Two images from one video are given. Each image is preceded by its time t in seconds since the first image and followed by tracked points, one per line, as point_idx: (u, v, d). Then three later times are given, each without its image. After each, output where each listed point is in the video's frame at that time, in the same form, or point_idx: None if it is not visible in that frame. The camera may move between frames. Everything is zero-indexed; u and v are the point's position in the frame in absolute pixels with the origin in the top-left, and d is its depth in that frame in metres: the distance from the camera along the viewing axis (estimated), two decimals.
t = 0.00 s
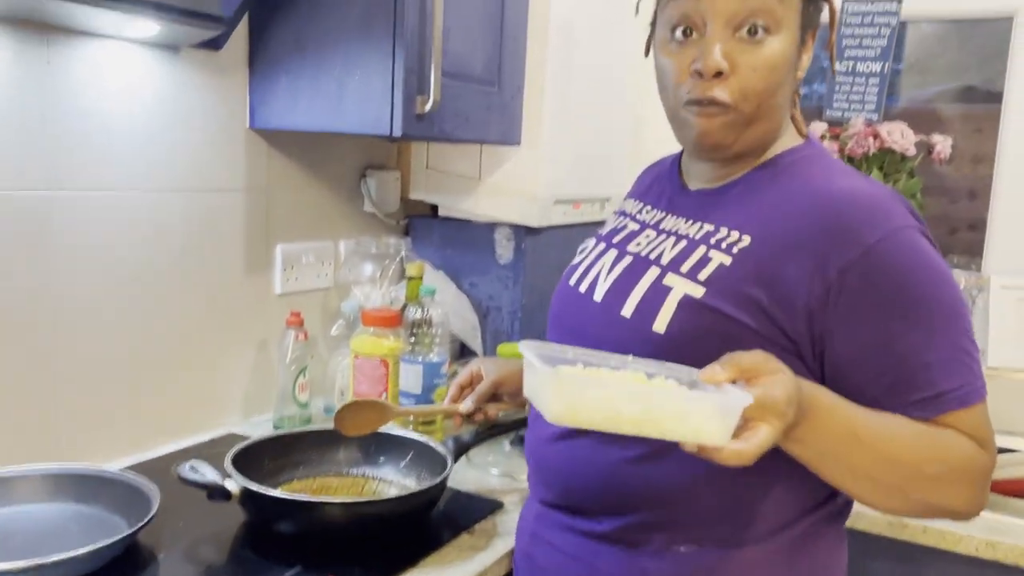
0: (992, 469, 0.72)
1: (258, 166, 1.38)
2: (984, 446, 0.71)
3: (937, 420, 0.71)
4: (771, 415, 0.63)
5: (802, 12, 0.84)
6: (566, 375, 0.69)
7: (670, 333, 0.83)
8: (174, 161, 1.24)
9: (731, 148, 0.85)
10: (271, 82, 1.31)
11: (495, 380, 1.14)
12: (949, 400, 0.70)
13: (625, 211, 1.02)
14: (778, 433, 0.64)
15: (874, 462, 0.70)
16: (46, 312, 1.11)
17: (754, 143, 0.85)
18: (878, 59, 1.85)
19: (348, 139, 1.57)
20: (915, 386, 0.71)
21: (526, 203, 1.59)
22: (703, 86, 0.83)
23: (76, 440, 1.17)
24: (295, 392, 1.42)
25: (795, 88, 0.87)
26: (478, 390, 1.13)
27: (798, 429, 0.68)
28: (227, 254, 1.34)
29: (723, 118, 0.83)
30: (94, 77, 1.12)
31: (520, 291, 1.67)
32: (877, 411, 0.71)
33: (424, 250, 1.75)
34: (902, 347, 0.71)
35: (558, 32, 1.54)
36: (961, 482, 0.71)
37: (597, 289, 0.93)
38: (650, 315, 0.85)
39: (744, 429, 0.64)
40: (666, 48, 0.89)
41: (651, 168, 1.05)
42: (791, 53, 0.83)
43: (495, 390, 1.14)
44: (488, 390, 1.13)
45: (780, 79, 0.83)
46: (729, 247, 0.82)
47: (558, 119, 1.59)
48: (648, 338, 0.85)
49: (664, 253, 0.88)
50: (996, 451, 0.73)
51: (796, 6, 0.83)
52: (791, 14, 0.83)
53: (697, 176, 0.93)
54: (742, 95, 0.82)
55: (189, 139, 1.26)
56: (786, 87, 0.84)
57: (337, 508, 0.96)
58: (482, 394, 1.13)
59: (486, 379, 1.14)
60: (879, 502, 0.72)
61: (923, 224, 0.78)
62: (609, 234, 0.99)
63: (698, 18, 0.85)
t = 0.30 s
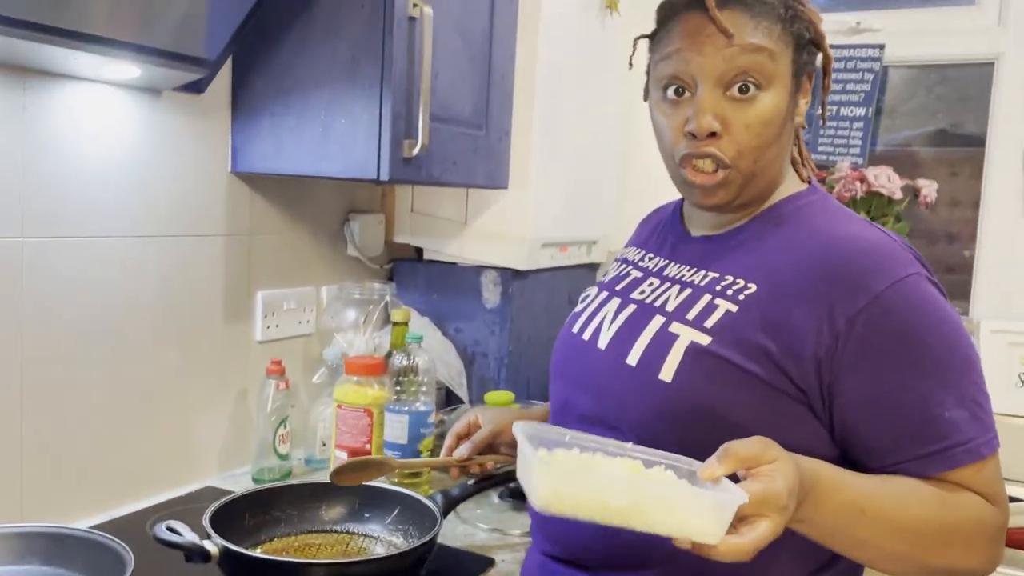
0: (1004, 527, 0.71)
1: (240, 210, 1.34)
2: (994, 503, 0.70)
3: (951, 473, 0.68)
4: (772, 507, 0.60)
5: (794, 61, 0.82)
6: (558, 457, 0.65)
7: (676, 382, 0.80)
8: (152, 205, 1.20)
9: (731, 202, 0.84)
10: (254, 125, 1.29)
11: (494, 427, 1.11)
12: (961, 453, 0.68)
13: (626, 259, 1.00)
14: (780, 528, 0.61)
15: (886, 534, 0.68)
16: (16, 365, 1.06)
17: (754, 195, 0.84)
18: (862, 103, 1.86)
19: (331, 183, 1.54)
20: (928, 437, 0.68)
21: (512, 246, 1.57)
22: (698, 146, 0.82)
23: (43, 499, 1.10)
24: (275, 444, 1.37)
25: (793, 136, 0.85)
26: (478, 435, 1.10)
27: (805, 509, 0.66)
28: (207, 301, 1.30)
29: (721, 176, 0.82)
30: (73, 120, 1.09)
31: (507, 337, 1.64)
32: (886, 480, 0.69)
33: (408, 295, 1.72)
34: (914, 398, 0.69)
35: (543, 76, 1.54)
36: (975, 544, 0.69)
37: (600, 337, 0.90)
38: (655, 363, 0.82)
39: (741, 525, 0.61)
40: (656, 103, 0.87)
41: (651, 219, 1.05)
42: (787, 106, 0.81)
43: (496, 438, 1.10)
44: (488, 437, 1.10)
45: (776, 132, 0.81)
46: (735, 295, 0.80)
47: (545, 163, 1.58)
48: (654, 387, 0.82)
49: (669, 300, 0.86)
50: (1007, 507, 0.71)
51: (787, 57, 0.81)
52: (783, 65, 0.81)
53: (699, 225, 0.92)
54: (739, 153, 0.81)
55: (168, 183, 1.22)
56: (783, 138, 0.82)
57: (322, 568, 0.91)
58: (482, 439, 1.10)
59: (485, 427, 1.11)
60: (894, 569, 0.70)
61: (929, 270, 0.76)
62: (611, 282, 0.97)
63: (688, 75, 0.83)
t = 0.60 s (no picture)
0: (988, 553, 0.71)
1: (225, 228, 1.33)
2: (980, 530, 0.70)
3: (935, 496, 0.68)
4: (740, 544, 0.63)
5: (782, 82, 0.82)
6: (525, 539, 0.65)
7: (671, 406, 0.80)
8: (136, 223, 1.18)
9: (722, 224, 0.84)
10: (241, 144, 1.28)
11: (488, 450, 1.10)
12: (946, 477, 0.68)
13: (621, 283, 1.01)
14: (749, 565, 0.63)
15: (867, 561, 0.69)
16: None
17: (746, 214, 0.84)
18: (847, 124, 1.87)
19: (318, 202, 1.53)
20: (914, 460, 0.68)
21: (500, 265, 1.56)
22: (688, 168, 0.82)
23: (19, 525, 1.07)
24: (260, 466, 1.34)
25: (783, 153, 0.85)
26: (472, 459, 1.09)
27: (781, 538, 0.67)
28: (191, 321, 1.28)
29: (712, 195, 0.82)
30: (55, 137, 1.07)
31: (495, 357, 1.63)
32: (871, 507, 0.69)
33: (395, 315, 1.71)
34: (905, 421, 0.68)
35: (531, 96, 1.54)
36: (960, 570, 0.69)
37: (595, 362, 0.90)
38: (649, 387, 0.82)
39: (710, 563, 0.64)
40: (646, 124, 0.87)
41: (645, 243, 1.06)
42: (775, 124, 0.82)
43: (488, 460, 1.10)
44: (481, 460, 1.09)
45: (765, 152, 0.81)
46: (727, 318, 0.79)
47: (533, 183, 1.58)
48: (649, 411, 0.81)
49: (663, 324, 0.86)
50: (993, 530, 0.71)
51: (773, 77, 0.81)
52: (770, 86, 0.81)
53: (692, 249, 0.92)
54: (730, 172, 0.81)
55: (153, 201, 1.21)
56: (773, 158, 0.82)
57: None
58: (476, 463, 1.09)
59: (478, 450, 1.10)
60: None
61: (915, 289, 0.75)
62: (606, 307, 0.97)
63: (676, 98, 0.83)
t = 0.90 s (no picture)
0: None
1: (214, 238, 1.32)
2: (958, 553, 0.70)
3: (912, 514, 0.69)
4: None
5: (772, 97, 0.83)
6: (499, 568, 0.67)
7: (661, 423, 0.80)
8: (124, 232, 1.18)
9: (709, 232, 0.84)
10: (230, 153, 1.27)
11: (482, 463, 1.11)
12: (923, 496, 0.68)
13: (611, 298, 1.01)
14: None
15: None
16: None
17: (733, 225, 0.84)
18: (832, 136, 1.90)
19: (307, 213, 1.53)
20: (893, 478, 0.69)
21: (489, 276, 1.56)
22: (677, 172, 0.82)
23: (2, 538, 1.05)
24: (247, 478, 1.33)
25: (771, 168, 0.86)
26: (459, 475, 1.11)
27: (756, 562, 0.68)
28: (179, 331, 1.27)
29: (699, 202, 0.83)
30: (42, 145, 1.06)
31: (485, 368, 1.62)
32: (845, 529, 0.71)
33: (384, 325, 1.71)
34: (886, 438, 0.69)
35: (521, 107, 1.55)
36: None
37: (586, 377, 0.90)
38: (639, 404, 0.82)
39: None
40: (639, 132, 0.88)
41: (636, 257, 1.06)
42: (764, 137, 0.82)
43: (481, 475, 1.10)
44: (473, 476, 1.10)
45: (753, 162, 0.82)
46: (715, 336, 0.80)
47: (522, 194, 1.58)
48: (640, 429, 0.81)
49: (652, 341, 0.86)
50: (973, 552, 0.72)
51: (764, 90, 0.82)
52: (760, 99, 0.82)
53: (682, 265, 0.93)
54: (717, 180, 0.81)
55: (141, 210, 1.20)
56: (761, 169, 0.83)
57: None
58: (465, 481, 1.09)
59: (473, 464, 1.11)
60: None
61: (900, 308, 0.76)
62: (596, 322, 0.97)
63: (669, 106, 0.84)
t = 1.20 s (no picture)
0: None
1: (203, 243, 1.32)
2: (944, 554, 0.68)
3: (896, 517, 0.67)
4: (691, 510, 0.61)
5: (742, 96, 0.83)
6: (484, 442, 0.67)
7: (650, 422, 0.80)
8: (112, 236, 1.17)
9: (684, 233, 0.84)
10: (220, 158, 1.27)
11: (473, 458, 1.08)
12: (906, 498, 0.66)
13: (605, 300, 1.02)
14: (699, 534, 0.61)
15: (825, 568, 0.66)
16: None
17: (708, 225, 0.84)
18: (820, 143, 1.90)
19: (296, 218, 1.52)
20: (876, 479, 0.67)
21: (479, 281, 1.56)
22: (644, 177, 0.82)
23: None
24: (235, 484, 1.32)
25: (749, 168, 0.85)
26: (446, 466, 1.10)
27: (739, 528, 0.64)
28: (167, 336, 1.26)
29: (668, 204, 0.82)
30: (30, 148, 1.05)
31: (474, 373, 1.62)
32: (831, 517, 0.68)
33: (373, 331, 1.70)
34: (871, 438, 0.67)
35: (511, 114, 1.55)
36: None
37: (577, 377, 0.90)
38: (629, 403, 0.82)
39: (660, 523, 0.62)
40: (614, 142, 0.89)
41: (629, 261, 1.07)
42: (733, 136, 0.82)
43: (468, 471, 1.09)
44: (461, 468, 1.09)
45: (722, 161, 0.81)
46: (706, 336, 0.80)
47: (513, 199, 1.58)
48: (629, 427, 0.81)
49: (644, 340, 0.86)
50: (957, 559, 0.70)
51: (730, 91, 0.82)
52: (726, 99, 0.82)
53: (676, 268, 0.93)
54: (684, 181, 0.81)
55: (129, 214, 1.19)
56: (733, 169, 0.82)
57: None
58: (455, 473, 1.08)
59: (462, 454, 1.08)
60: None
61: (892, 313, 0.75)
62: (590, 323, 0.98)
63: (636, 113, 0.85)
